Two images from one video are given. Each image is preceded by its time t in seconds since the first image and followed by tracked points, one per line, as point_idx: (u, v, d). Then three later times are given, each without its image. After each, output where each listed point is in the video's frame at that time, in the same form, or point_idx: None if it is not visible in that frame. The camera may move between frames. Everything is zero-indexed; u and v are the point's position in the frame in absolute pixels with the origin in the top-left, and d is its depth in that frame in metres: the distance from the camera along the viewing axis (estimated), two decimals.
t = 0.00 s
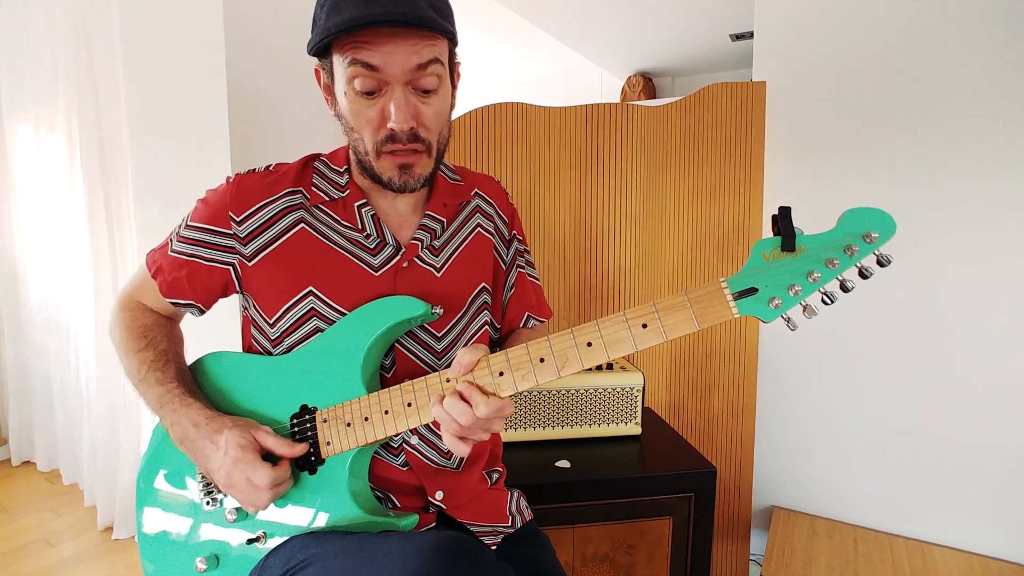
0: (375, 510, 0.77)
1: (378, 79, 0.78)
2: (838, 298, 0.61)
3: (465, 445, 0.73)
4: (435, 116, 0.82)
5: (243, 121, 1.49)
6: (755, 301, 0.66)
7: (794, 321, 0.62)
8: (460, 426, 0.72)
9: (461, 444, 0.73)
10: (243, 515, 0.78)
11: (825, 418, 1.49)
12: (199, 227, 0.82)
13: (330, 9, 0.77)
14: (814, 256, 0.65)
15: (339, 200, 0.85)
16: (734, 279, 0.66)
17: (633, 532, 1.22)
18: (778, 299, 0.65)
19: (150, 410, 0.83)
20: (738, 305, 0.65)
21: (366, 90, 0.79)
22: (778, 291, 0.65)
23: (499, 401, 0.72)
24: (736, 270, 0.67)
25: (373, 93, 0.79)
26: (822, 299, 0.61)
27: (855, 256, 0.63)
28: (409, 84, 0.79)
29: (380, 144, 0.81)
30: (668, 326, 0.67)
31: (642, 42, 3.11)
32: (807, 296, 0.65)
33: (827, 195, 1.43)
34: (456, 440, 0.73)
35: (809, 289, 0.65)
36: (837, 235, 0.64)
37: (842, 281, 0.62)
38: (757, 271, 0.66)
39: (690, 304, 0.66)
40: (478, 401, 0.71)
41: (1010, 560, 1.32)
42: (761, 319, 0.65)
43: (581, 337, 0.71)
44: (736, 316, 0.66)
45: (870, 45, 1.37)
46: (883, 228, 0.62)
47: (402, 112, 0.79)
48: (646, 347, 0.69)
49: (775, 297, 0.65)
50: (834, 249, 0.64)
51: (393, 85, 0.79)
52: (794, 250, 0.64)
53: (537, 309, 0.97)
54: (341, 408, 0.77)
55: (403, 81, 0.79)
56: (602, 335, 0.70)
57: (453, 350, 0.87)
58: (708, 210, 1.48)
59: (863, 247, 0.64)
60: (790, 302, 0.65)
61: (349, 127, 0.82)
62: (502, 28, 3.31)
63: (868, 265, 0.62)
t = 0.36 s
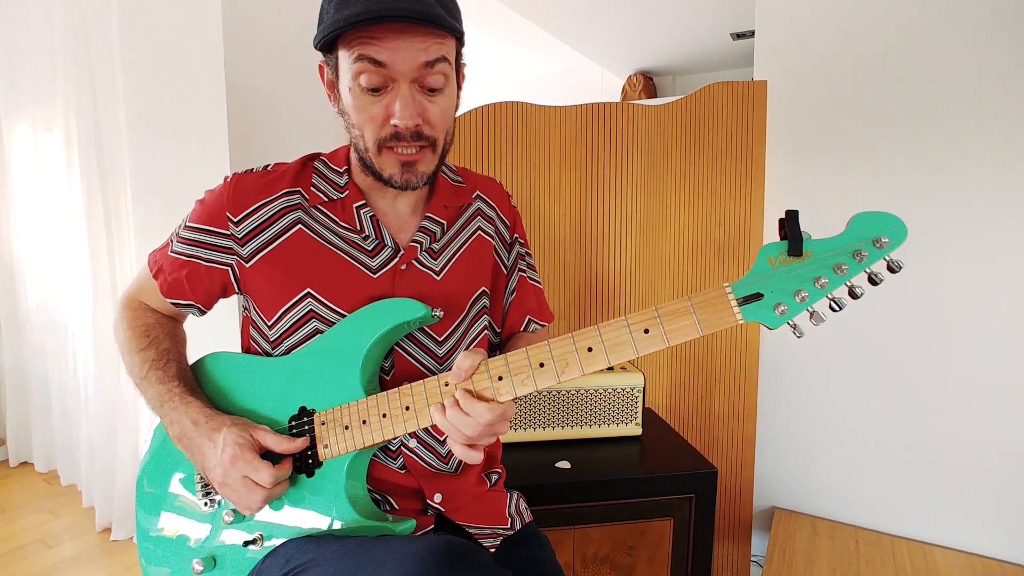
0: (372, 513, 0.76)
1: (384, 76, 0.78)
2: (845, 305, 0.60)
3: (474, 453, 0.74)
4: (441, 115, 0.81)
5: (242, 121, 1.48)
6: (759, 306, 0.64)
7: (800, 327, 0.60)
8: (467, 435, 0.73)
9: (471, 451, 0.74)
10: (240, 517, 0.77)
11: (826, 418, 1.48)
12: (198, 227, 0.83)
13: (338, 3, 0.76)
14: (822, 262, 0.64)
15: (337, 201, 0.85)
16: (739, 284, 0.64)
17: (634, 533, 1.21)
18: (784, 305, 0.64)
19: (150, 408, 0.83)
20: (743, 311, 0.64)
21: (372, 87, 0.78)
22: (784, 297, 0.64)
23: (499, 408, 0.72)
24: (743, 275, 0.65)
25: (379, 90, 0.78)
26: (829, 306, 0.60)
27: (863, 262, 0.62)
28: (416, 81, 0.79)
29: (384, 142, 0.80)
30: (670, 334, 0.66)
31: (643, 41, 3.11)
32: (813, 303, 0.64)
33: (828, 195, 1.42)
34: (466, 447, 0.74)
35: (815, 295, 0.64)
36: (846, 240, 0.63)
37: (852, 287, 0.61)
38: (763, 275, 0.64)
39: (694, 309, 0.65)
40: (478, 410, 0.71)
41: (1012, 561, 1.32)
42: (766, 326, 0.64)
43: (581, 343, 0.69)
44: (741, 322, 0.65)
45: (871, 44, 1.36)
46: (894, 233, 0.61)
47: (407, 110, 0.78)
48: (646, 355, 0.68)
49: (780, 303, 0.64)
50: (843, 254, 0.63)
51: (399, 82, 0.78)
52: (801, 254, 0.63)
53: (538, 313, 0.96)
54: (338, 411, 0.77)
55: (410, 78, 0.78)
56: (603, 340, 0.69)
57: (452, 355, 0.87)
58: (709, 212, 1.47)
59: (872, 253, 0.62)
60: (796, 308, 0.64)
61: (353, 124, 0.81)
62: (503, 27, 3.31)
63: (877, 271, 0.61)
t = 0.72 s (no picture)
0: (389, 485, 0.94)
1: (424, 129, 0.90)
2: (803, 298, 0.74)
3: (465, 435, 0.91)
4: (460, 166, 0.97)
5: (285, 142, 1.73)
6: (725, 301, 0.79)
7: (764, 320, 0.74)
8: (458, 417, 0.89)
9: (459, 433, 0.91)
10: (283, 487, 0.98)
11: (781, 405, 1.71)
12: (243, 242, 1.05)
13: (394, 53, 0.84)
14: (787, 258, 0.77)
15: (356, 217, 1.04)
16: (707, 282, 0.79)
17: (614, 494, 1.46)
18: (749, 299, 0.78)
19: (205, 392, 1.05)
20: (711, 304, 0.79)
21: (410, 134, 0.90)
22: (749, 293, 0.78)
23: (491, 393, 0.89)
24: (710, 273, 0.80)
25: (416, 137, 0.91)
26: (791, 299, 0.74)
27: (823, 257, 0.74)
28: (449, 138, 0.92)
29: (411, 183, 0.95)
30: (640, 327, 0.83)
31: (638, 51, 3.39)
32: (775, 296, 0.78)
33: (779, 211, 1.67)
34: (455, 429, 0.90)
35: (778, 290, 0.78)
36: (807, 239, 0.76)
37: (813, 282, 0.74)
38: (731, 272, 0.79)
39: (662, 306, 0.81)
40: (467, 393, 0.87)
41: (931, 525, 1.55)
42: (732, 318, 0.78)
43: (563, 336, 0.87)
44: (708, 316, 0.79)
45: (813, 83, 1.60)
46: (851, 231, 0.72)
47: (436, 163, 0.93)
48: (619, 344, 0.85)
49: (744, 298, 0.78)
50: (805, 252, 0.76)
51: (435, 135, 0.91)
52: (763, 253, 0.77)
53: (548, 319, 1.14)
54: (359, 395, 0.95)
55: (444, 135, 0.91)
56: (582, 334, 0.87)
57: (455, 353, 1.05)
58: (674, 224, 1.90)
59: (833, 247, 0.75)
60: (761, 301, 0.78)
61: (387, 159, 0.96)
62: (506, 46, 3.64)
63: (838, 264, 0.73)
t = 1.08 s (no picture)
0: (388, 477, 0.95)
1: (419, 152, 0.89)
2: (792, 261, 0.72)
3: (452, 413, 0.88)
4: (451, 186, 0.96)
5: (285, 142, 1.73)
6: (710, 270, 0.79)
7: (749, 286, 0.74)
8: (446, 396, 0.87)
9: (447, 411, 0.88)
10: (284, 485, 0.98)
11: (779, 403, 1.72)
12: (238, 244, 1.05)
13: (395, 73, 0.82)
14: (768, 223, 0.77)
15: (349, 217, 1.03)
16: (690, 251, 0.79)
17: (614, 493, 1.46)
18: (731, 266, 0.78)
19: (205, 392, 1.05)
20: (696, 273, 0.78)
21: (404, 154, 0.90)
22: (732, 259, 0.78)
23: (482, 375, 0.87)
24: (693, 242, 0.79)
25: (409, 157, 0.90)
26: (778, 264, 0.72)
27: (806, 219, 0.74)
28: (443, 163, 0.91)
29: (400, 197, 0.95)
30: (627, 299, 0.82)
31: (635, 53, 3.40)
32: (760, 260, 0.78)
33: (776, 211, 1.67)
34: (444, 407, 0.88)
35: (761, 254, 0.78)
36: (789, 201, 0.76)
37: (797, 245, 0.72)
38: (714, 240, 0.78)
39: (647, 279, 0.80)
40: (457, 370, 0.86)
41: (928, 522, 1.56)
42: (717, 285, 0.78)
43: (551, 316, 0.86)
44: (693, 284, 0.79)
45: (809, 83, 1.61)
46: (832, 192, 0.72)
47: (427, 185, 0.92)
48: (609, 319, 0.83)
49: (728, 265, 0.78)
50: (786, 215, 0.76)
51: (429, 159, 0.90)
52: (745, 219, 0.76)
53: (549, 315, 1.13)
54: (354, 390, 0.95)
55: (439, 160, 0.90)
56: (570, 314, 0.85)
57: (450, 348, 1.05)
58: (673, 224, 1.90)
59: (814, 209, 0.74)
60: (744, 266, 0.78)
61: (380, 168, 0.95)
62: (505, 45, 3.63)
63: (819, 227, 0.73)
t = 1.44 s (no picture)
0: (385, 483, 0.94)
1: (419, 151, 0.89)
2: (795, 280, 0.72)
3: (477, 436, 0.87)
4: (453, 183, 0.96)
5: (284, 142, 1.73)
6: (714, 288, 0.78)
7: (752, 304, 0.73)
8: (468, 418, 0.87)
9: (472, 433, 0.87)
10: (281, 488, 0.97)
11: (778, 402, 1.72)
12: (238, 244, 1.05)
13: (390, 73, 0.82)
14: (773, 243, 0.76)
15: (350, 218, 1.03)
16: (694, 269, 0.78)
17: (614, 493, 1.46)
18: (736, 285, 0.77)
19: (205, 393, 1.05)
20: (698, 291, 0.78)
21: (404, 154, 0.90)
22: (736, 278, 0.77)
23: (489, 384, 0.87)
24: (697, 260, 0.78)
25: (409, 157, 0.90)
26: (780, 283, 0.73)
27: (811, 239, 0.74)
28: (443, 161, 0.91)
29: (402, 198, 0.95)
30: (631, 314, 0.81)
31: (635, 53, 3.40)
32: (763, 280, 0.77)
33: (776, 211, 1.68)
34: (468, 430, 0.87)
35: (766, 274, 0.77)
36: (795, 222, 0.75)
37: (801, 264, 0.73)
38: (718, 258, 0.77)
39: (650, 292, 0.79)
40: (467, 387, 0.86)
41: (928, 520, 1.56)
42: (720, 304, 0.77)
43: (553, 327, 0.85)
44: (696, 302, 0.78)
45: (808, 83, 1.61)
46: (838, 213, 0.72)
47: (429, 184, 0.92)
48: (612, 333, 0.82)
49: (732, 283, 0.77)
50: (791, 235, 0.75)
51: (429, 158, 0.90)
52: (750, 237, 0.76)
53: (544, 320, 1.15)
54: (353, 395, 0.95)
55: (439, 158, 0.90)
56: (572, 325, 0.84)
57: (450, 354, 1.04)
58: (673, 223, 1.90)
59: (820, 230, 0.74)
60: (747, 286, 0.77)
61: (381, 170, 0.95)
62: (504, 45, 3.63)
63: (827, 248, 0.72)
